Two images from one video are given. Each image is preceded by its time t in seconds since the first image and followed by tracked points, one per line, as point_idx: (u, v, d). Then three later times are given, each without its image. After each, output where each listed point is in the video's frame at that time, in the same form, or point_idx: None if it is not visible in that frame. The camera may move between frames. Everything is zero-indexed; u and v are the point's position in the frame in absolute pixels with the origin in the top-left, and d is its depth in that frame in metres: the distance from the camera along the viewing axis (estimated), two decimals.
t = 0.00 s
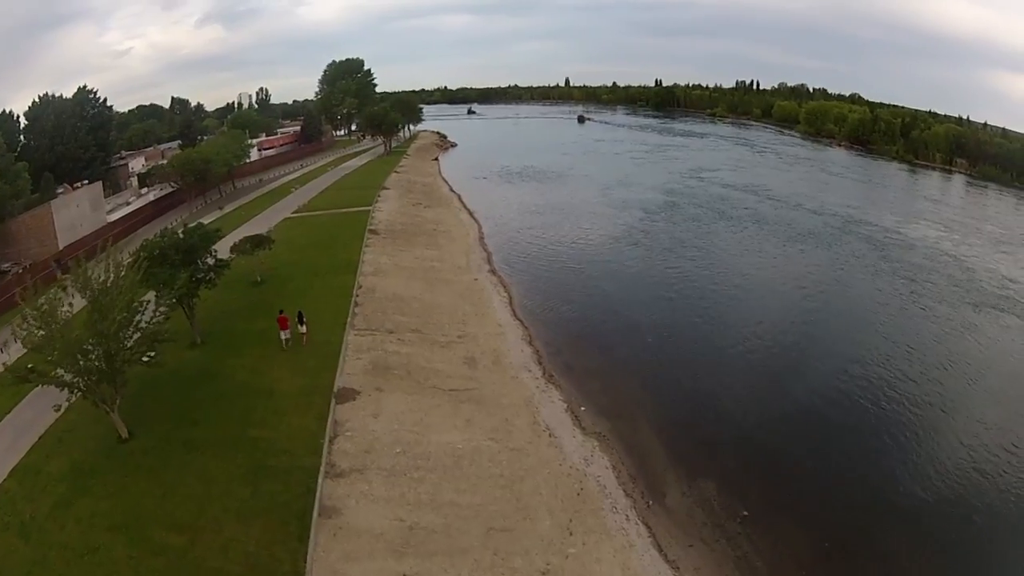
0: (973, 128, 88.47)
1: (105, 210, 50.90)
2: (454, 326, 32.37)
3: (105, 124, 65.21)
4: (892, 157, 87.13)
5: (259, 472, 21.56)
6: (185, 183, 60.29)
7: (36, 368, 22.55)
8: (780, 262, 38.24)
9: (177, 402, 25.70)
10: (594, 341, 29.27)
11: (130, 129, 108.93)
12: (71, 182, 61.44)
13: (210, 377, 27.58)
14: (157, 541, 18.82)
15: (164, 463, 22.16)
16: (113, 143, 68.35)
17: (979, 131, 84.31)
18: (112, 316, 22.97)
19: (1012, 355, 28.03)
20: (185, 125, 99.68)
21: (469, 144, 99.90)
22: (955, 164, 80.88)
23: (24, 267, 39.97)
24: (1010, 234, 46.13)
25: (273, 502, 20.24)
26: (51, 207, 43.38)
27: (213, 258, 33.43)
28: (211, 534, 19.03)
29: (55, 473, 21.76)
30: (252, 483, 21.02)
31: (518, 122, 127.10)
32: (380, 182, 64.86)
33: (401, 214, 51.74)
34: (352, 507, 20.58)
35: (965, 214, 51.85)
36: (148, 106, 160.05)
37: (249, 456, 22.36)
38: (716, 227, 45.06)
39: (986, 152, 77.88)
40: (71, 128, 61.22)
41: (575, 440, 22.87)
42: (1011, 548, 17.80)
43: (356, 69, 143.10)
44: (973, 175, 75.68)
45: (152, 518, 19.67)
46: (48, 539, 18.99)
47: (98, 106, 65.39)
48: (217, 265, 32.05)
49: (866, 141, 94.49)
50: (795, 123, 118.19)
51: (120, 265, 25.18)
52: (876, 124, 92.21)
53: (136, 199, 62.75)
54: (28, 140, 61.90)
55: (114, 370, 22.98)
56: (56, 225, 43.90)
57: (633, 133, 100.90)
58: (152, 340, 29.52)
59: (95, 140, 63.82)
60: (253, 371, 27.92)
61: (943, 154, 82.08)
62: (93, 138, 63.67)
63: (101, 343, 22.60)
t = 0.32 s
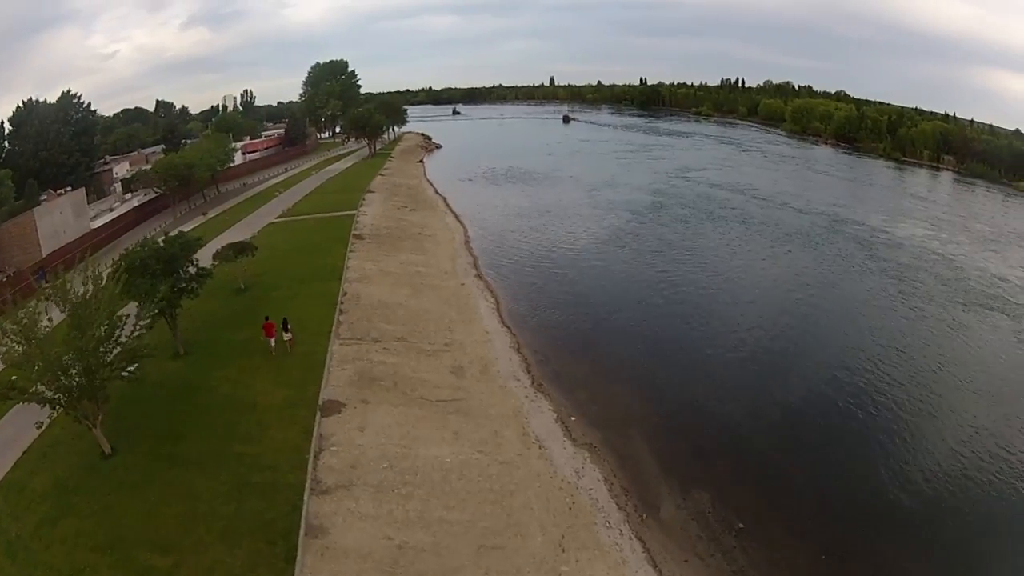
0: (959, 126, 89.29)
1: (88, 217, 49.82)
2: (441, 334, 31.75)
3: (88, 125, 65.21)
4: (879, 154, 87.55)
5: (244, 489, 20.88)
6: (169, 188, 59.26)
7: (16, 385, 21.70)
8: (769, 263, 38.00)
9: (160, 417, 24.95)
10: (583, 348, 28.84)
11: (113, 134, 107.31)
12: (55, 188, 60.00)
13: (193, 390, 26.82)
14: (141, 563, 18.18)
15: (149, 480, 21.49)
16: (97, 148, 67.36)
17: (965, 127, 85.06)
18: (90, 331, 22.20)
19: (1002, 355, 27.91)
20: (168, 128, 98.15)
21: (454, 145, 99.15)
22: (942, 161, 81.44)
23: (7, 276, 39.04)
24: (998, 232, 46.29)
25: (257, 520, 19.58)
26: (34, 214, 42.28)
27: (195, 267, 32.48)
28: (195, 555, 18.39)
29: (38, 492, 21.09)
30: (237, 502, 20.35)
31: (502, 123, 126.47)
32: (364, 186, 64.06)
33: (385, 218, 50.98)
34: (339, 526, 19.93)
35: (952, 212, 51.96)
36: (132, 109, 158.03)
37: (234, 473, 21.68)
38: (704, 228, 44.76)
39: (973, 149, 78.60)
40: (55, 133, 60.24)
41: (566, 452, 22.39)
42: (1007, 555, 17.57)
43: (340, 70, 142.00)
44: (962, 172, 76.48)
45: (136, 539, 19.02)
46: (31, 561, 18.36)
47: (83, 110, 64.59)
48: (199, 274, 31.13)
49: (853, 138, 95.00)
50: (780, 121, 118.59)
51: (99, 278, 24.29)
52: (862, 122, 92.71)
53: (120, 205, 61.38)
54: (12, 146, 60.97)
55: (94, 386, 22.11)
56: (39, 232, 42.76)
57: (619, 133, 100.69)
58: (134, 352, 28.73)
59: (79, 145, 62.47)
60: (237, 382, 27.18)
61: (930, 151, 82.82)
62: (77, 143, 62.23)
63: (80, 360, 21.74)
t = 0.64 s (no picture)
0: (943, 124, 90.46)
1: (70, 224, 48.78)
2: (424, 343, 31.18)
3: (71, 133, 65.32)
4: (865, 153, 88.33)
5: (227, 507, 20.21)
6: (150, 195, 58.27)
7: None
8: (755, 265, 37.80)
9: (140, 433, 24.20)
10: (569, 354, 28.42)
11: (94, 139, 105.60)
12: (39, 195, 58.72)
13: (174, 404, 26.08)
14: None
15: (132, 499, 20.79)
16: (79, 153, 66.09)
17: (950, 126, 86.13)
18: (67, 348, 21.36)
19: (989, 354, 27.88)
20: (150, 132, 96.57)
21: (438, 147, 98.46)
22: (928, 160, 82.52)
23: None
24: (982, 230, 46.52)
25: (241, 540, 18.93)
26: (15, 222, 41.24)
27: (174, 277, 31.63)
28: None
29: (19, 512, 20.35)
30: (220, 521, 19.68)
31: (485, 125, 125.71)
32: (346, 190, 63.38)
33: (368, 223, 50.24)
34: (324, 545, 19.31)
35: (936, 210, 52.20)
36: (113, 113, 155.91)
37: (216, 490, 21.00)
38: (689, 230, 44.55)
39: (958, 148, 79.70)
40: (38, 138, 59.02)
41: (554, 463, 21.93)
42: (1001, 562, 17.37)
43: (323, 74, 140.98)
44: (949, 170, 77.77)
45: (119, 561, 18.34)
46: None
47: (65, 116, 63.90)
48: (179, 285, 30.31)
49: (838, 137, 95.70)
50: (763, 121, 119.12)
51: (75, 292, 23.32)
52: (847, 121, 93.44)
53: (102, 211, 60.11)
54: None
55: (73, 405, 21.17)
56: (21, 241, 41.74)
57: (604, 135, 100.60)
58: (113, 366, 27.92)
59: (61, 151, 61.34)
60: (218, 396, 26.47)
61: (916, 150, 83.70)
62: (60, 149, 61.16)
63: (57, 378, 20.82)
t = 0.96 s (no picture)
0: (926, 120, 91.76)
1: (49, 233, 47.53)
2: (406, 353, 30.48)
3: (49, 141, 64.18)
4: (848, 151, 89.18)
5: (208, 531, 19.44)
6: (128, 203, 57.13)
7: None
8: (739, 267, 37.55)
9: (116, 452, 23.24)
10: (554, 363, 27.90)
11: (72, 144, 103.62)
12: (21, 203, 57.23)
13: (151, 420, 25.13)
14: None
15: (112, 522, 19.94)
16: (60, 160, 64.62)
17: (932, 122, 87.38)
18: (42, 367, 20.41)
19: (976, 354, 27.79)
20: (130, 138, 94.92)
21: (419, 150, 97.63)
22: (910, 157, 84.09)
23: None
24: (963, 228, 46.77)
25: (222, 566, 18.19)
26: None
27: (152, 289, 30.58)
28: None
29: None
30: (201, 545, 18.91)
31: (466, 127, 125.15)
32: (326, 195, 62.55)
33: (348, 229, 49.41)
34: (307, 569, 18.56)
35: (917, 208, 52.65)
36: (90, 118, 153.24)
37: (196, 511, 20.21)
38: (672, 232, 44.27)
39: (939, 144, 81.03)
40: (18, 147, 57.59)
41: (541, 478, 21.37)
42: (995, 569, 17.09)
43: (303, 76, 139.45)
44: (932, 168, 79.32)
45: None
46: None
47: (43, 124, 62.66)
48: (158, 296, 29.30)
49: (820, 136, 96.42)
50: (745, 120, 119.61)
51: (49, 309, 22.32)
52: (829, 119, 94.08)
53: (82, 219, 58.82)
54: None
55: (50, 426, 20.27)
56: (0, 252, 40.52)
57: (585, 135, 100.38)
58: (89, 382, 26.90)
59: (41, 158, 59.90)
60: (197, 411, 25.57)
61: (898, 147, 84.94)
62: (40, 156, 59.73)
63: (32, 398, 19.89)
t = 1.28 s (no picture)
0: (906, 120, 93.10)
1: (26, 243, 46.22)
2: (386, 363, 29.76)
3: (26, 149, 62.69)
4: (828, 150, 90.03)
5: (187, 553, 18.62)
6: (106, 211, 55.79)
7: None
8: (721, 268, 37.27)
9: (90, 472, 22.26)
10: (537, 371, 27.33)
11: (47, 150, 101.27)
12: None
13: (127, 438, 24.16)
14: None
15: (90, 545, 19.07)
16: (37, 167, 63.10)
17: (912, 121, 88.65)
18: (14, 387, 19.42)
19: (960, 353, 27.82)
20: (106, 144, 92.94)
21: (398, 153, 96.71)
22: (892, 155, 85.13)
23: None
24: (942, 226, 47.18)
25: None
26: None
27: (127, 302, 29.49)
28: None
29: None
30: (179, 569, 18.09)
31: (445, 129, 124.27)
32: (305, 199, 61.54)
33: (327, 235, 48.50)
34: None
35: (902, 207, 52.90)
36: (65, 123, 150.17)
37: (174, 534, 19.37)
38: (655, 233, 44.00)
39: (921, 142, 82.08)
40: None
41: (526, 491, 20.79)
42: None
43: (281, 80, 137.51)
44: (914, 165, 80.66)
45: None
46: None
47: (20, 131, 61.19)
48: (134, 309, 28.25)
49: (800, 135, 97.24)
50: (724, 119, 120.30)
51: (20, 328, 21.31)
52: (810, 119, 95.00)
53: (60, 227, 57.39)
54: None
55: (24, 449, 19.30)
56: None
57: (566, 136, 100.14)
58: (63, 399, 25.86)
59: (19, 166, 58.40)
60: (174, 428, 24.64)
61: (879, 146, 86.16)
62: (17, 164, 58.27)
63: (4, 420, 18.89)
